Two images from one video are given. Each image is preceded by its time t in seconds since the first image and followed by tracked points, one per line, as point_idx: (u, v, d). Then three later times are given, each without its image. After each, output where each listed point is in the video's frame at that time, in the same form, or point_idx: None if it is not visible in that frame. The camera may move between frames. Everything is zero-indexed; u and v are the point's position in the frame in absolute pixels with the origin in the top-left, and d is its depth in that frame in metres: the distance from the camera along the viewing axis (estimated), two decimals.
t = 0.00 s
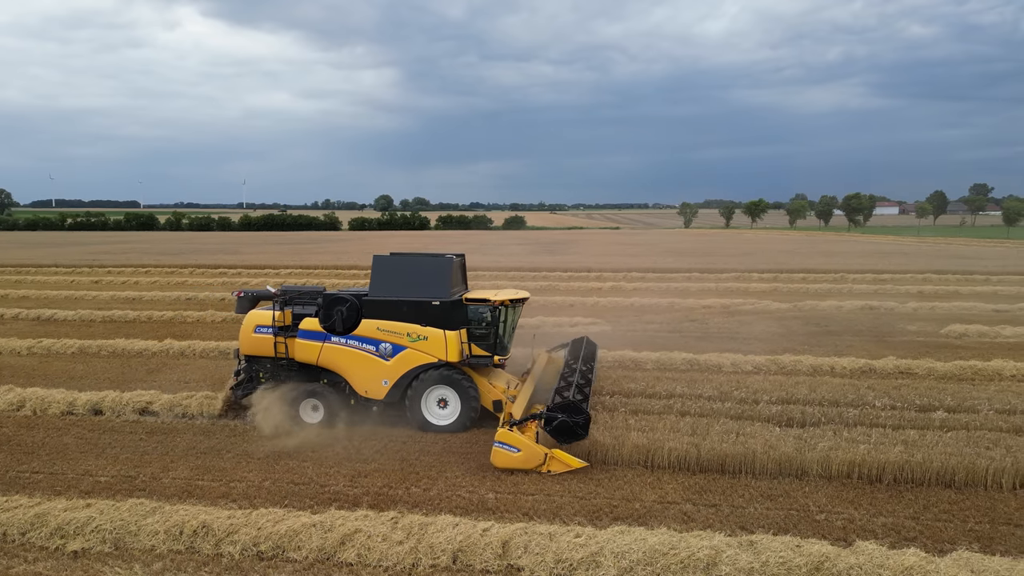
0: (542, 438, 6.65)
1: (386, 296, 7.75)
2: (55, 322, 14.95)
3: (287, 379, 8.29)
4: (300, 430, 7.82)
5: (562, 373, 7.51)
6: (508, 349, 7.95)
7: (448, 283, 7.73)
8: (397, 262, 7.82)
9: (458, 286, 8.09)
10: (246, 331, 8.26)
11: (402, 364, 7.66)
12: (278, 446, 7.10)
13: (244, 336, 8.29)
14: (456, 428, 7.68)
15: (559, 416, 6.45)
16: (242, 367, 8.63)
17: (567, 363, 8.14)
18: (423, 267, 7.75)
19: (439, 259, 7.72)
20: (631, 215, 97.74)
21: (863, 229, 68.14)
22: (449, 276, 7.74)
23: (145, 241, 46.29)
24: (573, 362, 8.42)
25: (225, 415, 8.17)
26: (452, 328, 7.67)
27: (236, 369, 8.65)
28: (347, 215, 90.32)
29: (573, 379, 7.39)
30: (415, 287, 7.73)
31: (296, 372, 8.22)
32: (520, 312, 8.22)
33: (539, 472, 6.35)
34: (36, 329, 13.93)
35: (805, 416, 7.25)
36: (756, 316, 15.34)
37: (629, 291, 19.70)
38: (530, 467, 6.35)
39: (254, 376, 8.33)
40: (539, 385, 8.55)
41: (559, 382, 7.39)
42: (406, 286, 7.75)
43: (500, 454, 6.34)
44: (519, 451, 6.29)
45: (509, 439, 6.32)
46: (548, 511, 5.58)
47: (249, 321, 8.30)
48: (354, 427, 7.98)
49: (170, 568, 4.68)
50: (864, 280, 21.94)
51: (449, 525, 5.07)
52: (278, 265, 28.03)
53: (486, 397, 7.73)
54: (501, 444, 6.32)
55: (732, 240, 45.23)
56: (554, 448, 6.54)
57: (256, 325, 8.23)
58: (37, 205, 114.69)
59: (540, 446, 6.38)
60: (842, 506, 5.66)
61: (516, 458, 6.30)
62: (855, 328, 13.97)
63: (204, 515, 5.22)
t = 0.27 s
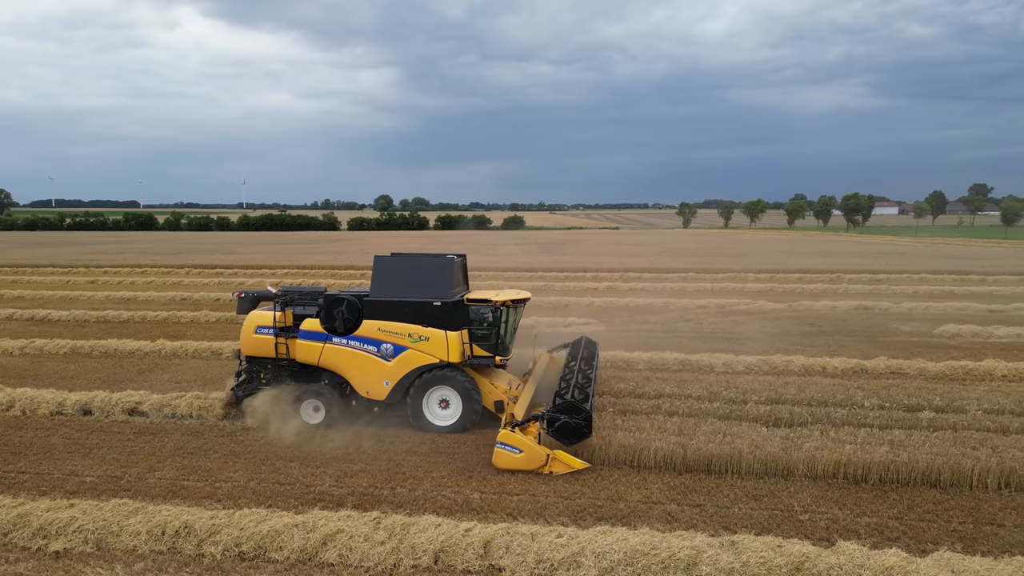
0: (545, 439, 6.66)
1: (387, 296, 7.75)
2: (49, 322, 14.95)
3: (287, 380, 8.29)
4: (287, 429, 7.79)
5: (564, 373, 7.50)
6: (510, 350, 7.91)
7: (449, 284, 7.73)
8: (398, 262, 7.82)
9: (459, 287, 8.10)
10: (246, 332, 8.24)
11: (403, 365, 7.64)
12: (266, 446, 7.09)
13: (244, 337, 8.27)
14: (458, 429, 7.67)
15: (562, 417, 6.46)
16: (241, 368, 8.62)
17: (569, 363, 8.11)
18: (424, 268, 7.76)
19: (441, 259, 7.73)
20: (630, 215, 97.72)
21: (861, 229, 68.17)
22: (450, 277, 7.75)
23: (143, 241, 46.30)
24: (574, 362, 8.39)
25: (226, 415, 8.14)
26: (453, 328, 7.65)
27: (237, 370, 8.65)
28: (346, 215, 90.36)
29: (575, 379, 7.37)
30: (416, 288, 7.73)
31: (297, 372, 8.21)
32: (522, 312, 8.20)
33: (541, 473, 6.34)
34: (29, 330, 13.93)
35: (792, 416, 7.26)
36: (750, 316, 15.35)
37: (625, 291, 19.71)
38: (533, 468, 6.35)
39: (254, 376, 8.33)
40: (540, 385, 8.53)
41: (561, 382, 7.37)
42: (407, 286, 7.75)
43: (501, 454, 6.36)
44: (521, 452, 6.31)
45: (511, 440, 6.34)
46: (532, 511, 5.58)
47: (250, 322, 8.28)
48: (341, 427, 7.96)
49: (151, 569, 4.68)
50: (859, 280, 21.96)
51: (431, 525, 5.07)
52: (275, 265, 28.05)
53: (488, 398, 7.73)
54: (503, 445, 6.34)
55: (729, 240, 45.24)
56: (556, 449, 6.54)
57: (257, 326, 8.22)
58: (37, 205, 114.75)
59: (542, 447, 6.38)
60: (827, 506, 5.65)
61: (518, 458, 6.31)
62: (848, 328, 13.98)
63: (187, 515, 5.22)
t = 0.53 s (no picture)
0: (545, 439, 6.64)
1: (388, 297, 7.70)
2: (43, 321, 14.95)
3: (288, 380, 8.24)
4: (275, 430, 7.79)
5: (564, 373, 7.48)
6: (511, 350, 7.93)
7: (450, 284, 7.70)
8: (399, 262, 7.79)
9: (461, 286, 8.08)
10: (247, 332, 8.19)
11: (404, 365, 7.62)
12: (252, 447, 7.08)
13: (245, 337, 8.21)
14: (459, 429, 7.68)
15: (563, 417, 6.43)
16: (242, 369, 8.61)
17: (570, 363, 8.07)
18: (425, 268, 7.73)
19: (442, 259, 7.69)
20: (628, 215, 97.72)
21: (860, 229, 68.17)
22: (451, 277, 7.71)
23: (141, 241, 46.30)
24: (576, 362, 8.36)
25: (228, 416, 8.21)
26: (454, 328, 7.63)
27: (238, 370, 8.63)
28: (345, 216, 90.40)
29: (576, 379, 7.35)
30: (417, 288, 7.69)
31: (297, 372, 8.17)
32: (523, 312, 8.18)
33: (543, 474, 6.30)
34: (22, 330, 13.92)
35: (779, 416, 7.26)
36: (744, 316, 15.35)
37: (620, 291, 19.70)
38: (534, 468, 6.31)
39: (255, 377, 8.31)
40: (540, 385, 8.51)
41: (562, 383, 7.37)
42: (408, 286, 7.71)
43: (503, 455, 6.31)
44: (522, 453, 6.27)
45: (512, 441, 6.29)
46: (516, 511, 5.58)
47: (250, 322, 8.25)
48: (329, 428, 7.96)
49: (131, 568, 4.68)
50: (855, 279, 21.96)
51: (413, 525, 5.07)
52: (271, 265, 28.05)
53: (489, 398, 7.75)
54: (505, 446, 6.29)
55: (726, 240, 45.23)
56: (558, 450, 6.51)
57: (257, 326, 8.18)
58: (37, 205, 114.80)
59: (544, 448, 6.34)
60: (811, 505, 5.65)
61: (519, 459, 6.27)
62: (841, 328, 13.97)
63: (169, 515, 5.22)
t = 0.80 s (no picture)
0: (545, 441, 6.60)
1: (387, 297, 7.66)
2: (38, 321, 14.96)
3: (288, 380, 8.23)
4: (263, 429, 7.79)
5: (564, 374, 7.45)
6: (512, 350, 7.95)
7: (451, 284, 7.67)
8: (400, 262, 7.75)
9: (461, 287, 8.06)
10: (248, 332, 8.19)
11: (404, 365, 7.61)
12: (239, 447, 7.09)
13: (246, 337, 8.21)
14: (460, 429, 7.67)
15: (563, 418, 6.45)
16: (242, 370, 8.59)
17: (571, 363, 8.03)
18: (426, 268, 7.69)
19: (443, 259, 7.65)
20: (627, 215, 97.74)
21: (858, 229, 68.15)
22: (452, 277, 7.68)
23: (138, 241, 46.30)
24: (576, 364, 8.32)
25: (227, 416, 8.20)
26: (454, 329, 7.61)
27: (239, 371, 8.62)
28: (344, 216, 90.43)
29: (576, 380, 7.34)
30: (418, 288, 7.67)
31: (297, 372, 8.15)
32: (523, 312, 8.17)
33: (543, 474, 6.28)
34: (15, 330, 13.92)
35: (766, 416, 7.26)
36: (738, 316, 15.35)
37: (616, 291, 19.71)
38: (534, 469, 6.27)
39: (255, 377, 8.29)
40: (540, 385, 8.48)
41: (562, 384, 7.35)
42: (408, 286, 7.67)
43: (504, 457, 6.26)
44: (522, 454, 6.23)
45: (513, 442, 6.25)
46: (499, 511, 5.59)
47: (251, 322, 8.24)
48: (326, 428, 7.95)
49: (111, 568, 4.69)
50: (851, 279, 21.96)
51: (393, 525, 5.08)
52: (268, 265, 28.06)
53: (489, 398, 7.74)
54: (506, 447, 6.25)
55: (724, 240, 45.21)
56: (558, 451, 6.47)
57: (258, 326, 8.17)
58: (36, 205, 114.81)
59: (545, 449, 6.31)
60: (793, 505, 5.65)
61: (520, 460, 6.23)
62: (834, 328, 13.97)
63: (150, 515, 5.23)
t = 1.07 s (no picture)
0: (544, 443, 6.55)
1: (388, 297, 7.66)
2: (32, 321, 14.96)
3: (289, 380, 8.24)
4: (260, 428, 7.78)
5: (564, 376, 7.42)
6: (512, 351, 7.93)
7: (451, 284, 7.67)
8: (401, 261, 7.75)
9: (462, 287, 8.06)
10: (249, 332, 8.19)
11: (405, 366, 7.61)
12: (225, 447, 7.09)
13: (247, 337, 8.22)
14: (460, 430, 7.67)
15: (563, 420, 6.41)
16: (242, 370, 8.59)
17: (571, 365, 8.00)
18: (427, 268, 7.69)
19: (443, 259, 7.65)
20: (626, 215, 97.80)
21: (857, 229, 68.14)
22: (452, 278, 7.68)
23: (136, 241, 46.29)
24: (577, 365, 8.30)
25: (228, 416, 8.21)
26: (455, 329, 7.61)
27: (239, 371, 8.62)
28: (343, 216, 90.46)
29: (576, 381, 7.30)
30: (418, 288, 7.67)
31: (297, 372, 8.16)
32: (524, 313, 8.17)
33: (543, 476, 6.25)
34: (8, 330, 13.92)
35: (753, 416, 7.26)
36: (732, 316, 15.34)
37: (611, 291, 19.70)
38: (534, 471, 6.24)
39: (255, 378, 8.28)
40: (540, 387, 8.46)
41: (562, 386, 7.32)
42: (409, 286, 7.67)
43: (505, 458, 6.24)
44: (523, 455, 6.20)
45: (513, 443, 6.22)
46: (483, 511, 5.59)
47: (252, 322, 8.25)
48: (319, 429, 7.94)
49: (91, 569, 4.69)
50: (846, 279, 21.95)
51: (375, 525, 5.08)
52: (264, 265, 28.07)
53: (490, 399, 7.71)
54: (507, 448, 6.22)
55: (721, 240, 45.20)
56: (558, 452, 6.43)
57: (259, 326, 8.18)
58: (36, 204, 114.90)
59: (546, 450, 6.28)
60: (776, 505, 5.66)
61: (520, 461, 6.20)
62: (828, 328, 13.97)
63: (131, 515, 5.23)
